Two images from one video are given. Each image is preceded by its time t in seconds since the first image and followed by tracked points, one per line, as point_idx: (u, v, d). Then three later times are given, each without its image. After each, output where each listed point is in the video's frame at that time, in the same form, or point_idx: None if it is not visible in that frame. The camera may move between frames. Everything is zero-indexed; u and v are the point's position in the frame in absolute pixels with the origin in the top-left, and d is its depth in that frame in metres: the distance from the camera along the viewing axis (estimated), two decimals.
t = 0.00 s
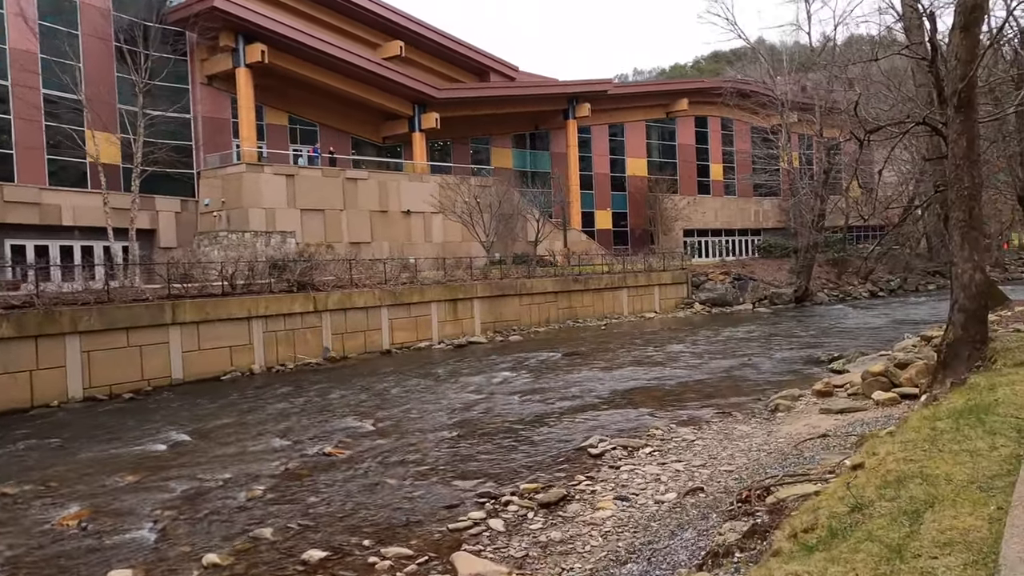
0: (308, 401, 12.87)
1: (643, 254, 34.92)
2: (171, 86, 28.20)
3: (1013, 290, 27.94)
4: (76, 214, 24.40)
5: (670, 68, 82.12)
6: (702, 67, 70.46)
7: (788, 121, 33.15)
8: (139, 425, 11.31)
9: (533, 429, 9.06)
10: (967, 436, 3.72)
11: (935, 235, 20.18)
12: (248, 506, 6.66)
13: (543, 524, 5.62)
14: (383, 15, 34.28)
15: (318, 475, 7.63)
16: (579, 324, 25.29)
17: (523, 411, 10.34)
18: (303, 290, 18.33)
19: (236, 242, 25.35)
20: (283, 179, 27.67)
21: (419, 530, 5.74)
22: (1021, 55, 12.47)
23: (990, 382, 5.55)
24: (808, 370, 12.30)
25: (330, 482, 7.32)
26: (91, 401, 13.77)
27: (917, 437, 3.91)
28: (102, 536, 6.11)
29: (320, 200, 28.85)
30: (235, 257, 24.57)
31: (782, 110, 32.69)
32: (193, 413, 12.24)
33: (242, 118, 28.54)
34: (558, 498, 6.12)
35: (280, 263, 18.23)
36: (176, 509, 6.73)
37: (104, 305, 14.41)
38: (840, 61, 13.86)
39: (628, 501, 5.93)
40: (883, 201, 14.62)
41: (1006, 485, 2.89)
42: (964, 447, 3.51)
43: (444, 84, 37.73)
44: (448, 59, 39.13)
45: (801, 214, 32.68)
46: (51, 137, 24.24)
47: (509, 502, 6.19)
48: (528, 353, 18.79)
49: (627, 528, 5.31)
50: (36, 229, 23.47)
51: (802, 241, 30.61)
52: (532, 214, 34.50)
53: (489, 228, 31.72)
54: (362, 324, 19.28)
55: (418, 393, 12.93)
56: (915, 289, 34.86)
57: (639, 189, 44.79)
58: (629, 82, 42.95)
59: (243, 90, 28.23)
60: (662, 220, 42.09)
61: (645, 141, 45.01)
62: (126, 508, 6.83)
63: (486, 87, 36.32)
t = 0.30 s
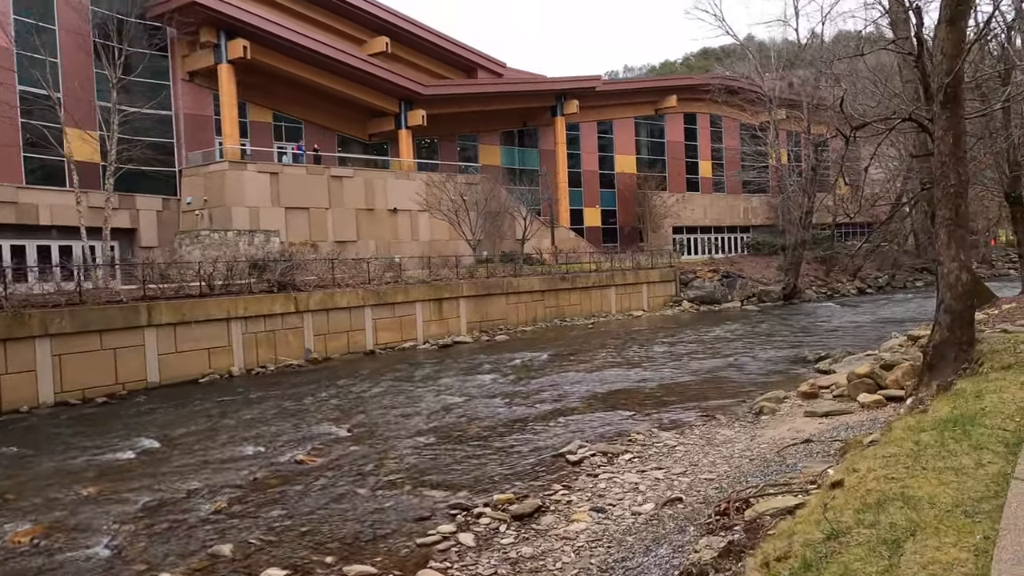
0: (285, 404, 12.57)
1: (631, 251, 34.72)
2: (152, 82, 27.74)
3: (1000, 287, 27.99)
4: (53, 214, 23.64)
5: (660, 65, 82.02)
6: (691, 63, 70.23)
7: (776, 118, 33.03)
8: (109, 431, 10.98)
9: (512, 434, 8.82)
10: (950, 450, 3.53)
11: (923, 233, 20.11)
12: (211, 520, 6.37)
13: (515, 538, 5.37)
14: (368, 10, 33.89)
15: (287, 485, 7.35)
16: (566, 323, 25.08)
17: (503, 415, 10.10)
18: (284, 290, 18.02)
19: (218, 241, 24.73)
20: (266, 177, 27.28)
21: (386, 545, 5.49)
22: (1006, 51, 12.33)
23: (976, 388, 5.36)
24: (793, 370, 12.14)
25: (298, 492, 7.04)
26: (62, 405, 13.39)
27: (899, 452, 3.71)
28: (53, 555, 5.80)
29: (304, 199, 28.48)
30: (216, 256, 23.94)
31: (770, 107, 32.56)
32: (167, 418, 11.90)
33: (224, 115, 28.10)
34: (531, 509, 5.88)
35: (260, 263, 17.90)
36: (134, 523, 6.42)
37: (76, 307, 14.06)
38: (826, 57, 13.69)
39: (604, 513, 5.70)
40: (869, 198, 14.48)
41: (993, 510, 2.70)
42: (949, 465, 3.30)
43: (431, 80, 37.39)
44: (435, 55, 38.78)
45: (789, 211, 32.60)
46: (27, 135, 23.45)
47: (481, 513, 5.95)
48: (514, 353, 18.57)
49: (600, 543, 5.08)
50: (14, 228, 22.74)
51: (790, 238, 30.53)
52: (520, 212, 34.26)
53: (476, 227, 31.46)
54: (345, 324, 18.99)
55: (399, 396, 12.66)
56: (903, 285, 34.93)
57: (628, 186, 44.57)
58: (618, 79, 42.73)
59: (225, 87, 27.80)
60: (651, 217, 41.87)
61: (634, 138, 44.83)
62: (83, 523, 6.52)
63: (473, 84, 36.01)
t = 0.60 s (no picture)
0: (259, 408, 12.26)
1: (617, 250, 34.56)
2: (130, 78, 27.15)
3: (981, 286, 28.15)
4: (26, 212, 23.11)
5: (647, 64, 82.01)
6: (677, 62, 70.25)
7: (761, 117, 33.04)
8: (73, 436, 10.60)
9: (487, 438, 8.59)
10: (928, 460, 3.34)
11: (905, 232, 20.10)
12: (167, 531, 6.07)
13: (481, 550, 5.15)
14: (350, 7, 33.51)
15: (251, 493, 7.07)
16: (550, 323, 24.90)
17: (480, 417, 9.87)
18: (261, 290, 17.68)
19: (197, 240, 24.05)
20: (246, 175, 26.85)
21: (347, 558, 5.25)
22: (987, 49, 12.28)
23: (956, 391, 5.20)
24: (776, 370, 12.00)
25: (262, 501, 6.77)
26: (29, 409, 12.98)
27: (875, 461, 3.52)
28: None
29: (286, 197, 28.07)
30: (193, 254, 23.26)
31: (755, 105, 32.54)
32: (135, 422, 11.53)
33: (203, 112, 27.61)
34: (500, 518, 5.66)
35: (237, 262, 17.56)
36: (87, 535, 6.11)
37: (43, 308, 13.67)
38: (809, 54, 13.56)
39: (575, 522, 5.49)
40: (851, 197, 14.39)
41: (971, 528, 2.52)
42: (926, 476, 3.12)
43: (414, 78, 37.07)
44: (419, 53, 38.46)
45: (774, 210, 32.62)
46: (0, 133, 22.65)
47: (448, 523, 5.72)
48: (496, 353, 18.35)
49: (569, 554, 4.87)
50: None
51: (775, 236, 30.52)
52: (505, 211, 34.04)
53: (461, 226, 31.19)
54: (324, 325, 18.68)
55: (375, 398, 12.40)
56: (886, 284, 35.12)
57: (615, 185, 44.31)
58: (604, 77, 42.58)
59: (204, 83, 27.32)
60: (637, 216, 41.63)
61: (620, 137, 44.68)
62: (32, 535, 6.19)
63: (458, 82, 35.73)
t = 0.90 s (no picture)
0: (234, 413, 11.95)
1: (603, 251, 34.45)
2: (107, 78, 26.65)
3: (964, 287, 28.30)
4: None
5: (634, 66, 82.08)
6: (664, 64, 70.33)
7: (746, 118, 33.07)
8: (37, 445, 10.22)
9: (465, 444, 8.37)
10: (910, 474, 3.18)
11: (889, 233, 20.10)
12: (125, 546, 5.79)
13: (450, 565, 4.93)
14: (334, 7, 33.17)
15: (217, 503, 6.79)
16: (535, 325, 24.73)
17: (459, 423, 9.64)
18: (238, 293, 17.36)
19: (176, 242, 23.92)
20: (227, 176, 26.44)
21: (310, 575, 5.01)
22: (971, 50, 12.23)
23: (939, 397, 5.06)
24: (759, 373, 11.87)
25: (225, 513, 6.49)
26: None
27: (855, 474, 3.36)
28: None
29: (267, 198, 27.69)
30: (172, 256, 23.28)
31: (740, 106, 32.57)
32: (103, 429, 11.17)
33: (183, 112, 27.16)
34: (471, 531, 5.44)
35: (214, 264, 17.23)
36: (39, 551, 5.81)
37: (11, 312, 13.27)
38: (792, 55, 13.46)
39: (548, 534, 5.29)
40: (834, 197, 14.32)
41: (954, 552, 2.37)
42: (907, 493, 2.96)
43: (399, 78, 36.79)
44: (404, 53, 38.19)
45: (759, 212, 32.67)
46: None
47: (417, 536, 5.50)
48: (480, 356, 18.15)
49: (541, 569, 4.67)
50: None
51: (761, 237, 30.52)
52: (490, 212, 33.83)
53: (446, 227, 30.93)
54: (304, 328, 18.38)
55: (353, 403, 12.14)
56: (870, 285, 35.31)
57: (601, 186, 44.24)
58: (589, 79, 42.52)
59: (184, 83, 26.88)
60: (623, 218, 41.60)
61: (606, 138, 44.60)
62: None
63: (443, 82, 35.51)
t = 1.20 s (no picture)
0: (212, 415, 11.66)
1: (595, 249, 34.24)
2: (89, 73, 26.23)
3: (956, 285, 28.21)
4: None
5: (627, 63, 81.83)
6: (657, 61, 70.15)
7: (738, 115, 32.91)
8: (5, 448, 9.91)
9: (446, 447, 8.12)
10: (901, 490, 2.95)
11: (881, 230, 19.93)
12: (81, 559, 5.50)
13: None
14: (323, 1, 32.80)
15: (183, 511, 6.51)
16: (525, 323, 24.49)
17: (441, 425, 9.39)
18: (221, 291, 17.04)
19: (162, 240, 22.80)
20: (213, 172, 26.05)
21: None
22: (964, 44, 12.04)
23: (932, 401, 4.84)
24: (749, 372, 11.67)
25: (191, 521, 6.21)
26: None
27: (843, 488, 3.13)
28: None
29: (255, 195, 27.30)
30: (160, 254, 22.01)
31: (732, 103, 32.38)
32: (77, 432, 10.85)
33: (168, 107, 26.73)
34: (444, 541, 5.18)
35: (197, 262, 16.91)
36: None
37: None
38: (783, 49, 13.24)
39: (524, 544, 5.04)
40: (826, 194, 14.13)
41: None
42: (898, 510, 2.74)
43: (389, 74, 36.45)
44: (394, 49, 37.86)
45: (751, 209, 32.53)
46: None
47: (388, 546, 5.24)
48: (468, 355, 17.89)
49: None
50: None
51: (753, 235, 30.34)
52: (481, 209, 33.53)
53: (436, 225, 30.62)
54: (289, 326, 18.08)
55: (335, 403, 11.87)
56: (862, 283, 35.22)
57: (593, 183, 43.97)
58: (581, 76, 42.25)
59: (169, 78, 26.46)
60: (615, 215, 41.40)
61: (598, 135, 44.34)
62: None
63: (434, 79, 35.20)
